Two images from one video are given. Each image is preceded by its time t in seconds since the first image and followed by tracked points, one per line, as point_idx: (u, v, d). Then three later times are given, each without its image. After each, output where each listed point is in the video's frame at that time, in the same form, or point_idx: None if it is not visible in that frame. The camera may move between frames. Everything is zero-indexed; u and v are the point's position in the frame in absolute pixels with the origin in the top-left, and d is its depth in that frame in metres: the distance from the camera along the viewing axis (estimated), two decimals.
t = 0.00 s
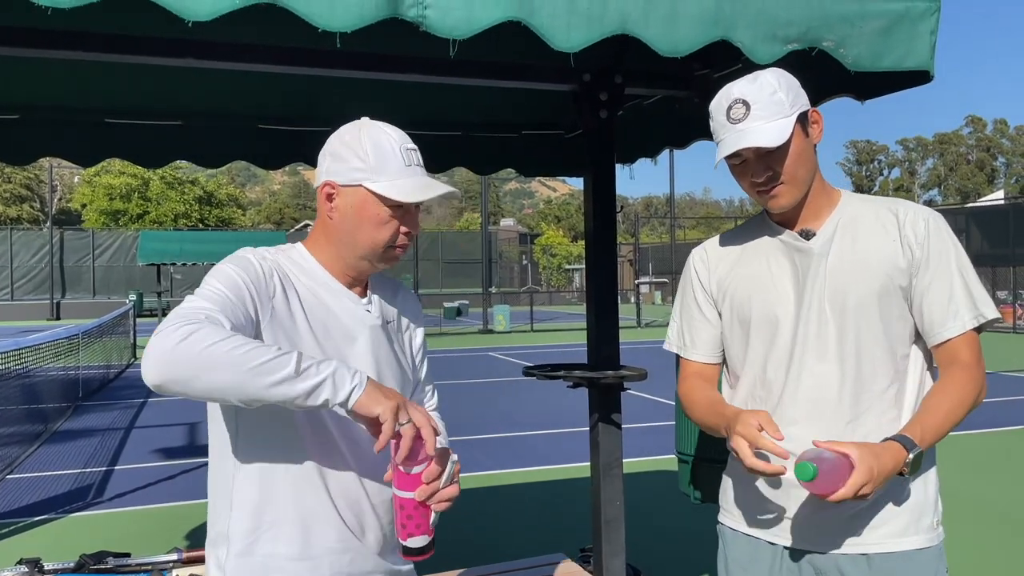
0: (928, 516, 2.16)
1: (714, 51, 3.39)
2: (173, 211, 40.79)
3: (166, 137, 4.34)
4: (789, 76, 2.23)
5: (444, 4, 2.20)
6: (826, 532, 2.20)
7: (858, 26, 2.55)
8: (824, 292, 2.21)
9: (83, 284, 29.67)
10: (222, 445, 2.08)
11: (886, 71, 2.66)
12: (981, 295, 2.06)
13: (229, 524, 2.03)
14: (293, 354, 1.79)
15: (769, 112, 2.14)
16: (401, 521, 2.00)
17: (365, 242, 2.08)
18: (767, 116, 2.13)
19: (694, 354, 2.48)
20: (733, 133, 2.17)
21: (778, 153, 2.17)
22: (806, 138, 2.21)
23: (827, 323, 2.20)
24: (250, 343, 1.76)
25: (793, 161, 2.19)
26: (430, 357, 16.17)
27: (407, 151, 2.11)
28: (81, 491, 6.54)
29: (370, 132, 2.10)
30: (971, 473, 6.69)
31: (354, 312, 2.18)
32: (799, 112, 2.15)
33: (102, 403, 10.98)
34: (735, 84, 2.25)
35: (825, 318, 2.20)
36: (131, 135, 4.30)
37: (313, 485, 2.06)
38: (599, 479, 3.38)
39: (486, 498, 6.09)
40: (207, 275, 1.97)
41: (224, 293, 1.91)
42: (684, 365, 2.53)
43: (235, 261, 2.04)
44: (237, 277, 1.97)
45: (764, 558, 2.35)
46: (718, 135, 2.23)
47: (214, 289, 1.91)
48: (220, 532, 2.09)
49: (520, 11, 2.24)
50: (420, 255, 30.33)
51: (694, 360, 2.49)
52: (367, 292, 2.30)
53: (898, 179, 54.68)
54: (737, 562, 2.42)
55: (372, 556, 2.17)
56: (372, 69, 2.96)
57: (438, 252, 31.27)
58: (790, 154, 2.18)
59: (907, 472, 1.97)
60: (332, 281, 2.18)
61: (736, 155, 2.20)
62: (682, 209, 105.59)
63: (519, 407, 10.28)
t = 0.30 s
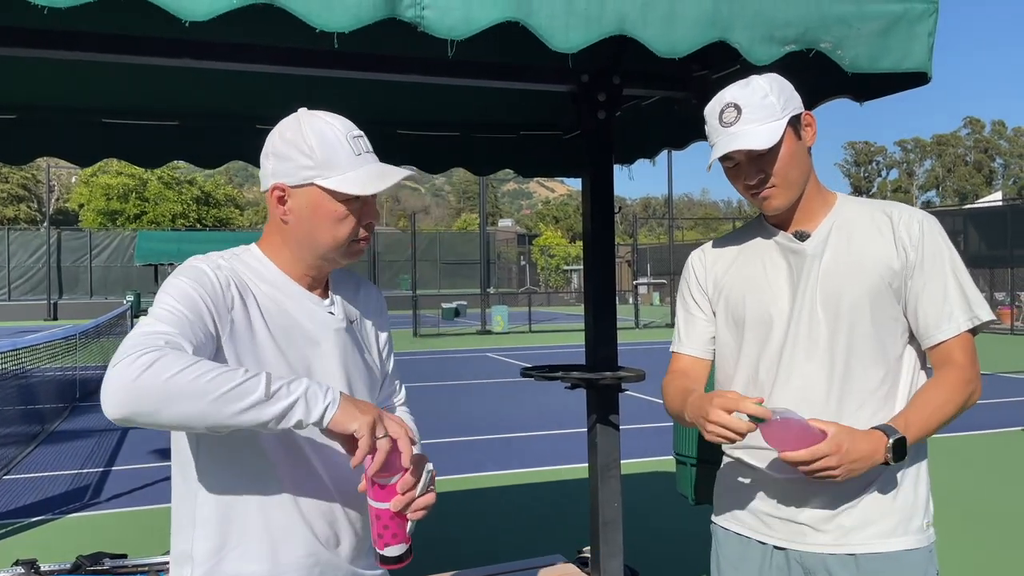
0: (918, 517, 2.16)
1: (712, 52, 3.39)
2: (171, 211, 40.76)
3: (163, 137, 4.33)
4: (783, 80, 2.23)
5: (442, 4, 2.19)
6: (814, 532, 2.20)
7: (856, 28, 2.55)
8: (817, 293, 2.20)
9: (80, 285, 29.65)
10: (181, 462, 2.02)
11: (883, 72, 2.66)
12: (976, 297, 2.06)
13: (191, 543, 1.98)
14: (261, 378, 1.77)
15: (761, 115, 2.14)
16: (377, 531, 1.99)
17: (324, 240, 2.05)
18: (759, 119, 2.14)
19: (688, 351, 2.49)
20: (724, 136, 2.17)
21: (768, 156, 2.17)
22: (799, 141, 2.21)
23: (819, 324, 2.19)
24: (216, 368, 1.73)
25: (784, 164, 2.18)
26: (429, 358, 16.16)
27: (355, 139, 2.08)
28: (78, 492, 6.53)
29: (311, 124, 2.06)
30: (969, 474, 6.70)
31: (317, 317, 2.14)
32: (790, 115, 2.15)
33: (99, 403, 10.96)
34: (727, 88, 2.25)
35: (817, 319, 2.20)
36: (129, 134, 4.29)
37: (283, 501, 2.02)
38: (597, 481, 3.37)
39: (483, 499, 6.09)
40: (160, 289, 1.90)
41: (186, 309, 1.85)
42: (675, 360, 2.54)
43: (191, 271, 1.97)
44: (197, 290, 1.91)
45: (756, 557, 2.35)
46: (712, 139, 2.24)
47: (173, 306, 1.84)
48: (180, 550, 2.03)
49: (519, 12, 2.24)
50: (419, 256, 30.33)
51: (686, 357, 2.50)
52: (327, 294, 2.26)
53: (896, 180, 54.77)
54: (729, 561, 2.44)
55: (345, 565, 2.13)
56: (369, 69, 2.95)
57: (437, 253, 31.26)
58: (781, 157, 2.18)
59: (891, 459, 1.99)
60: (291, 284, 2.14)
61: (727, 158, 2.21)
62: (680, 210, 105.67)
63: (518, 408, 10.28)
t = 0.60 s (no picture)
0: (916, 514, 2.16)
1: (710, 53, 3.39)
2: (168, 212, 40.73)
3: (161, 137, 4.33)
4: (776, 82, 2.24)
5: (440, 5, 2.19)
6: (810, 532, 2.20)
7: (853, 30, 2.55)
8: (812, 295, 2.20)
9: (78, 285, 29.63)
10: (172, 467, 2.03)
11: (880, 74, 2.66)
12: (972, 299, 2.07)
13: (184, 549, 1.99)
14: (244, 393, 1.77)
15: (754, 115, 2.15)
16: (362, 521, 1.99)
17: (314, 233, 2.05)
18: (752, 120, 2.14)
19: (683, 353, 2.50)
20: (718, 137, 2.17)
21: (761, 156, 2.17)
22: (792, 141, 2.21)
23: (813, 325, 2.19)
24: (197, 378, 1.73)
25: (778, 164, 2.19)
26: (427, 358, 16.16)
27: (335, 131, 2.10)
28: (75, 492, 6.51)
29: (291, 121, 2.06)
30: (966, 476, 6.71)
31: (304, 315, 2.13)
32: (784, 115, 2.16)
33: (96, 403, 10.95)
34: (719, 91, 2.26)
35: (812, 320, 2.20)
36: (127, 134, 4.28)
37: (272, 502, 2.01)
38: (594, 482, 3.38)
39: (480, 500, 6.08)
40: (144, 293, 1.88)
41: (169, 313, 1.84)
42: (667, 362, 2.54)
43: (172, 274, 1.95)
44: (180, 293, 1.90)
45: (755, 557, 2.35)
46: (704, 140, 2.24)
47: (157, 311, 1.83)
48: (173, 555, 2.03)
49: (516, 13, 2.23)
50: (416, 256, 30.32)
51: (680, 358, 2.51)
52: (315, 291, 2.25)
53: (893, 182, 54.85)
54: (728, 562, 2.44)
55: (342, 565, 2.12)
56: (367, 70, 2.95)
57: (434, 253, 31.26)
58: (774, 158, 2.18)
59: (876, 459, 2.02)
60: (279, 282, 2.13)
61: (721, 159, 2.21)
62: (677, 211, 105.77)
63: (517, 409, 10.28)
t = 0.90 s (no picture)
0: (912, 518, 2.14)
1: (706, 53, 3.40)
2: (165, 212, 40.65)
3: (157, 137, 4.31)
4: (782, 79, 2.24)
5: (435, 4, 2.18)
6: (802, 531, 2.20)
7: (848, 30, 2.55)
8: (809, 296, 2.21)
9: (73, 285, 29.57)
10: (174, 466, 2.03)
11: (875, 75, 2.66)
12: (975, 298, 2.06)
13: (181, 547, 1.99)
14: (254, 403, 1.76)
15: (759, 112, 2.15)
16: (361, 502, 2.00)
17: (317, 232, 2.04)
18: (757, 116, 2.14)
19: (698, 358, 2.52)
20: (724, 133, 2.17)
21: (766, 155, 2.17)
22: (798, 140, 2.20)
23: (818, 328, 2.19)
24: (206, 388, 1.73)
25: (782, 164, 2.18)
26: (423, 359, 16.14)
27: (338, 130, 2.09)
28: (70, 493, 6.49)
29: (294, 120, 2.06)
30: (961, 477, 6.72)
31: (305, 314, 2.12)
32: (789, 113, 2.16)
33: (91, 403, 10.91)
34: (727, 86, 2.26)
35: (816, 322, 2.20)
36: (122, 133, 4.27)
37: (269, 502, 2.00)
38: (590, 482, 3.37)
39: (476, 501, 6.07)
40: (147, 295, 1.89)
41: (177, 317, 1.85)
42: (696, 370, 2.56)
43: (175, 273, 1.96)
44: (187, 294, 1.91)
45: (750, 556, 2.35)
46: (709, 137, 2.25)
47: (161, 313, 1.83)
48: (171, 553, 2.03)
49: (512, 13, 2.23)
50: (413, 257, 30.29)
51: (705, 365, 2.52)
52: (317, 291, 2.24)
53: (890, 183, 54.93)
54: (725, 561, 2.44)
55: (338, 565, 2.11)
56: (363, 70, 2.94)
57: (431, 254, 31.23)
58: (778, 157, 2.17)
59: (859, 458, 2.01)
60: (280, 282, 2.12)
61: (725, 155, 2.21)
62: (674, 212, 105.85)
63: (513, 410, 10.27)
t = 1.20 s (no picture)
0: (930, 538, 2.06)
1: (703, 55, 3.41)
2: (161, 212, 40.57)
3: (153, 136, 4.31)
4: (857, 70, 2.18)
5: (432, 5, 2.17)
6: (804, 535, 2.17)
7: (844, 32, 2.55)
8: (836, 293, 2.16)
9: (69, 285, 29.49)
10: (177, 463, 2.04)
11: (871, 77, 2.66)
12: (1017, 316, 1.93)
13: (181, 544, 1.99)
14: (266, 410, 1.75)
15: (820, 99, 2.11)
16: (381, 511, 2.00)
17: (312, 238, 2.03)
18: (818, 102, 2.10)
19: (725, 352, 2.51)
20: (781, 111, 2.15)
21: (821, 144, 2.12)
22: (856, 136, 2.15)
23: (842, 329, 2.13)
24: (219, 394, 1.73)
25: (834, 156, 2.12)
26: (419, 359, 16.13)
27: (348, 140, 2.08)
28: (65, 494, 6.47)
29: (304, 124, 2.05)
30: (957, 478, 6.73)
31: (310, 315, 2.10)
32: (854, 105, 2.11)
33: (86, 404, 10.88)
34: (798, 65, 2.22)
35: (841, 323, 2.13)
36: (118, 133, 4.26)
37: (268, 503, 1.99)
38: (586, 484, 3.37)
39: (473, 502, 6.06)
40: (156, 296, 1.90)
41: (191, 320, 1.85)
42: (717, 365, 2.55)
43: (187, 271, 1.96)
44: (201, 295, 1.92)
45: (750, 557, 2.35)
46: (767, 113, 2.21)
47: (173, 316, 1.84)
48: (172, 550, 2.03)
49: (508, 13, 2.23)
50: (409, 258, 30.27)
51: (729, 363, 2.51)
52: (321, 292, 2.22)
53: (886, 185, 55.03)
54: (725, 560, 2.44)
55: (336, 566, 2.10)
56: (359, 70, 2.94)
57: (428, 255, 31.23)
58: (832, 149, 2.12)
59: (902, 497, 1.90)
60: (283, 283, 2.11)
61: (779, 136, 2.17)
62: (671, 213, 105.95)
63: (510, 411, 10.26)
